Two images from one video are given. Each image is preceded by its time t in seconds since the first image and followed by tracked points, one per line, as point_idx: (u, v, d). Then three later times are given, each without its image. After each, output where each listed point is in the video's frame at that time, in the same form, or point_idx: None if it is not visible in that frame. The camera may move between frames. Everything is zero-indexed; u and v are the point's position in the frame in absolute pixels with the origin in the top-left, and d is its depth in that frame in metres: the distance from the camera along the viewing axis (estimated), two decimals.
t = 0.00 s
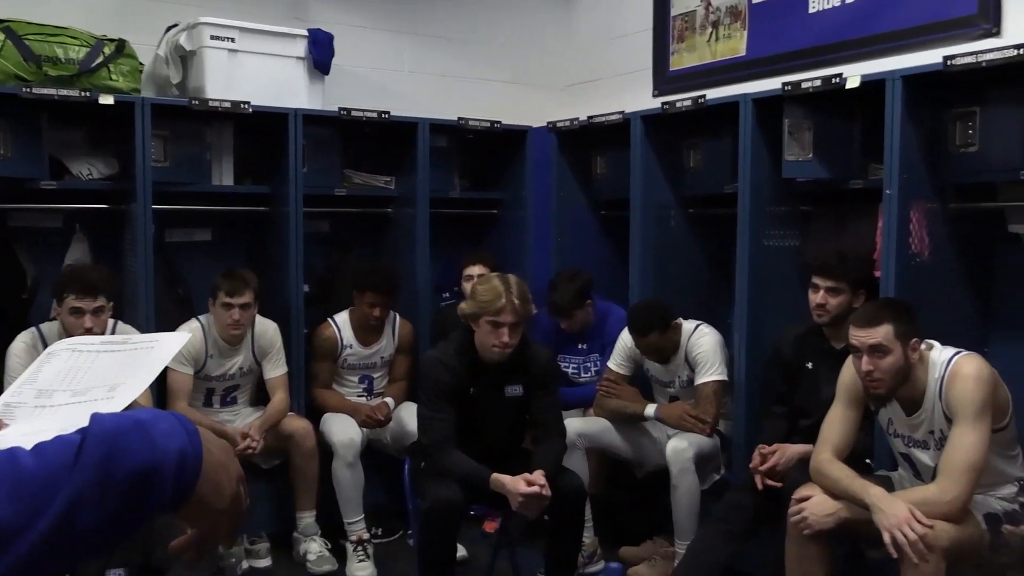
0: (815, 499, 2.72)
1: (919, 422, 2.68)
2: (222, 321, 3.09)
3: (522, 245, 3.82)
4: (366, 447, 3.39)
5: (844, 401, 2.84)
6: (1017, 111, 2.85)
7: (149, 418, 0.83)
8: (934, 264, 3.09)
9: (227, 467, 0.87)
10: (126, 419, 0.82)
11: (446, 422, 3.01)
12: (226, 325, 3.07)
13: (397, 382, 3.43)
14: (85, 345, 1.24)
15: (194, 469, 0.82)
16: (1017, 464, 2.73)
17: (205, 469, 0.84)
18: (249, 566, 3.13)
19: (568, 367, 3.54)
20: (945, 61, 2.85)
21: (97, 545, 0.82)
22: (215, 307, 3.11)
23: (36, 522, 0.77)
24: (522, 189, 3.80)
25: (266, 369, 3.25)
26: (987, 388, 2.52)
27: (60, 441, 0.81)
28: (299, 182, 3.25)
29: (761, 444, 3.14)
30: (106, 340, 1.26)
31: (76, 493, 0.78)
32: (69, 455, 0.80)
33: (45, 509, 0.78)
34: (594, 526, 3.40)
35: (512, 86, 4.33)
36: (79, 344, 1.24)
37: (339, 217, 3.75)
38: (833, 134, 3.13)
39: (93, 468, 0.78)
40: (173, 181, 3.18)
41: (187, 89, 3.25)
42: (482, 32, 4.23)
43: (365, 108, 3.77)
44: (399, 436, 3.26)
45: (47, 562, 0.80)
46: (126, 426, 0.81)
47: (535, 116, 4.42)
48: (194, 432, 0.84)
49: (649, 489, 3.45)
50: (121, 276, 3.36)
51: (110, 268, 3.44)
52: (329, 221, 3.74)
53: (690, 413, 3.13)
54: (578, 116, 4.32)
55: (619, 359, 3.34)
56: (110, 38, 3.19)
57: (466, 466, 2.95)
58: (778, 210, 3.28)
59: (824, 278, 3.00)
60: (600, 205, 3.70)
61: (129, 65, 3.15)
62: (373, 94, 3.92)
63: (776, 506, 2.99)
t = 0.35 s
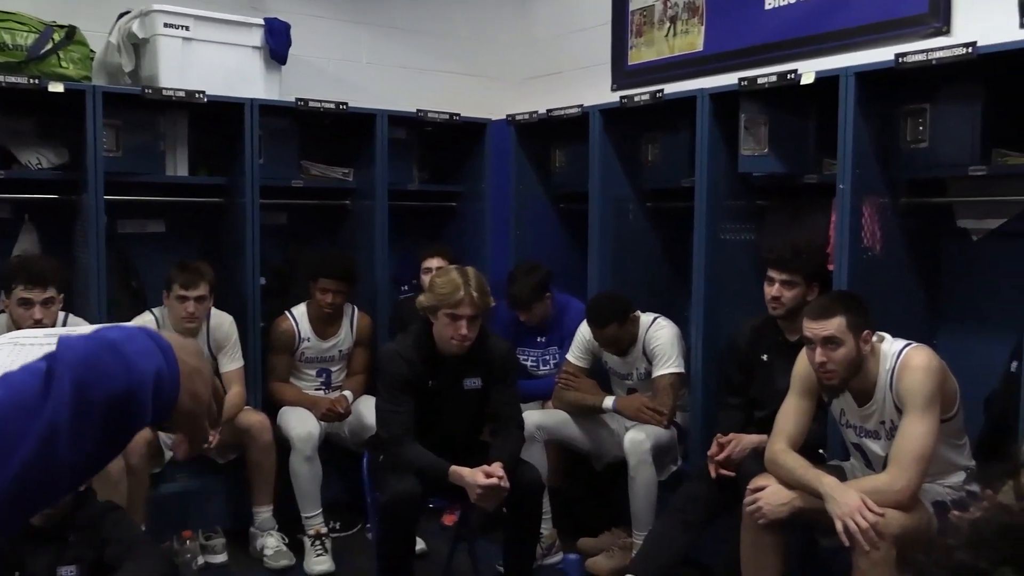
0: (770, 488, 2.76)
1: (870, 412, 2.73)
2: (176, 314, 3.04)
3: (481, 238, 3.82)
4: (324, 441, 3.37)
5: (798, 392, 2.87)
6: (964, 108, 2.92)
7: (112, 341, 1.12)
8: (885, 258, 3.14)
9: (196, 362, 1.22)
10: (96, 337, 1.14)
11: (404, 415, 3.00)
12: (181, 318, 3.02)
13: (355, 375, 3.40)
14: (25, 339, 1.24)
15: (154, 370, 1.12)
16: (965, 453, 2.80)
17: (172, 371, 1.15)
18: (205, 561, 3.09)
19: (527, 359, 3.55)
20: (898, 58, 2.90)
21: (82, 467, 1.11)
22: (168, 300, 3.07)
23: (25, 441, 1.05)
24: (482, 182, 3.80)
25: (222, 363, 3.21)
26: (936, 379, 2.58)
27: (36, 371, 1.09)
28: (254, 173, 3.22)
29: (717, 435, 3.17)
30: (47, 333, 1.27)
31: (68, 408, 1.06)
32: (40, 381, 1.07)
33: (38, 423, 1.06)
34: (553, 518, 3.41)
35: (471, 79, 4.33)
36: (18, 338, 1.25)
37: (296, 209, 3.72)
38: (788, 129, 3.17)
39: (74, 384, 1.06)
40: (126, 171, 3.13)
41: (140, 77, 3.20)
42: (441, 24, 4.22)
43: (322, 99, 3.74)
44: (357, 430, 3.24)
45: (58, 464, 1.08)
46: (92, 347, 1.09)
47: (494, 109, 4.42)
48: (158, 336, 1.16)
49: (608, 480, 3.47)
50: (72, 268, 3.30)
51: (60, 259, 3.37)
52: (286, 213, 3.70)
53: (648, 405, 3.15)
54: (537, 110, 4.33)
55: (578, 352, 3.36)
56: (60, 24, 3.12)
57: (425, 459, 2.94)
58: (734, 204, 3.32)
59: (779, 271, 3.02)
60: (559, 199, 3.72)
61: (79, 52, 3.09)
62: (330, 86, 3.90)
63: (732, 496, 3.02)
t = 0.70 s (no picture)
0: (728, 477, 2.78)
1: (825, 401, 2.77)
2: (131, 309, 2.99)
3: (441, 231, 3.82)
4: (283, 436, 3.34)
5: (755, 383, 2.90)
6: (915, 102, 2.95)
7: (139, 352, 0.68)
8: (840, 249, 3.19)
9: (245, 365, 0.72)
10: (115, 343, 0.69)
11: (364, 408, 2.98)
12: (136, 313, 2.97)
13: (315, 369, 3.38)
14: None
15: (185, 394, 0.70)
16: (916, 441, 2.85)
17: (202, 382, 0.71)
18: (162, 559, 3.05)
19: (487, 353, 3.56)
20: (852, 53, 2.94)
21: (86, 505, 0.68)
22: (123, 294, 3.02)
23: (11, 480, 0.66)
24: (441, 175, 3.80)
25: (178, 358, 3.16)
26: (889, 368, 2.62)
27: (42, 381, 0.69)
28: (211, 165, 3.18)
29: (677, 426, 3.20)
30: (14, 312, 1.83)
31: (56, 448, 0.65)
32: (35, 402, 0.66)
33: (16, 459, 0.65)
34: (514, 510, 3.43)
35: (431, 71, 4.31)
36: None
37: (254, 202, 3.68)
38: (744, 122, 3.20)
39: (71, 421, 0.65)
40: (78, 162, 3.07)
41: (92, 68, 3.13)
42: (400, 16, 4.20)
43: (279, 90, 3.71)
44: (317, 424, 3.22)
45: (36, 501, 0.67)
46: (107, 364, 0.67)
47: (454, 102, 4.42)
48: (183, 355, 0.69)
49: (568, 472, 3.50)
50: (22, 262, 3.23)
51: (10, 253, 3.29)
52: (243, 205, 3.67)
53: (608, 396, 3.17)
54: (497, 103, 4.34)
55: (538, 344, 3.37)
56: (8, 12, 3.04)
57: (385, 452, 2.93)
58: (692, 197, 3.35)
59: (736, 264, 3.05)
60: (519, 192, 3.73)
61: (28, 41, 3.02)
62: (287, 77, 3.86)
63: (691, 486, 3.05)
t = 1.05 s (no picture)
0: (694, 470, 2.80)
1: (789, 394, 2.80)
2: (92, 304, 2.94)
3: (407, 225, 3.81)
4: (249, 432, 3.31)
5: (720, 376, 2.92)
6: (877, 100, 2.99)
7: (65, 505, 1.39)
8: (803, 244, 3.23)
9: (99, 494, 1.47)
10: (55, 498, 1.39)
11: (330, 403, 2.96)
12: (97, 308, 2.92)
13: (281, 365, 3.36)
14: None
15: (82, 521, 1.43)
16: (879, 433, 2.88)
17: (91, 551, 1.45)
18: (125, 558, 3.01)
19: (455, 347, 3.55)
20: (816, 49, 2.97)
21: None
22: (84, 289, 2.96)
23: None
24: (408, 169, 3.79)
25: (141, 354, 3.11)
26: (851, 361, 2.65)
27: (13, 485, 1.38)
28: (174, 157, 3.15)
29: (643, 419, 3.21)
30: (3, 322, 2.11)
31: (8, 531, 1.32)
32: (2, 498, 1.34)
33: None
34: (482, 505, 3.43)
35: (399, 65, 4.30)
36: None
37: (218, 196, 3.65)
38: (711, 118, 3.22)
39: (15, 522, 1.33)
40: (36, 155, 3.01)
41: (51, 58, 3.08)
42: (366, 8, 4.18)
43: (243, 83, 3.68)
44: (283, 420, 3.20)
45: None
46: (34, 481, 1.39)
47: (420, 96, 4.40)
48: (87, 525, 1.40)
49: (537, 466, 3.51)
50: None
51: None
52: (207, 199, 3.63)
53: (576, 391, 3.18)
54: (464, 97, 4.34)
55: (506, 338, 3.37)
56: None
57: (352, 447, 2.91)
58: (659, 192, 3.37)
59: (702, 258, 3.07)
60: (487, 186, 3.73)
61: None
62: (252, 69, 3.83)
63: (658, 479, 3.07)
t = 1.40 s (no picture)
0: (669, 465, 2.81)
1: (763, 389, 2.82)
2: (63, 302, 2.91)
3: (382, 221, 3.81)
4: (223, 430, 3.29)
5: (695, 371, 2.94)
6: (848, 96, 3.02)
7: (58, 288, 0.64)
8: (776, 240, 3.25)
9: (170, 284, 0.68)
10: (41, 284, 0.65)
11: (306, 400, 2.94)
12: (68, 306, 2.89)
13: (255, 363, 3.34)
14: None
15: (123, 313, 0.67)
16: (851, 426, 2.90)
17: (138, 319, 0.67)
18: (97, 558, 2.98)
19: (432, 344, 3.55)
20: (788, 46, 2.99)
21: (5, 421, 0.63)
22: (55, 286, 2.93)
23: None
24: (384, 164, 3.78)
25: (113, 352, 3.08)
26: (824, 355, 2.67)
27: None
28: (146, 153, 3.12)
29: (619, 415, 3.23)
30: None
31: None
32: None
33: None
34: (459, 501, 3.43)
35: (373, 61, 4.28)
36: None
37: (191, 193, 3.63)
38: (686, 114, 3.24)
39: None
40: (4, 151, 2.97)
41: (19, 52, 3.05)
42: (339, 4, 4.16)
43: (215, 78, 3.65)
44: (258, 418, 3.18)
45: None
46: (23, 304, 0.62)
47: (395, 91, 4.39)
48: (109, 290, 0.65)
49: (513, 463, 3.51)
50: None
51: None
52: (180, 196, 3.61)
53: (552, 386, 3.18)
54: (439, 93, 4.33)
55: (483, 335, 3.37)
56: None
57: (327, 444, 2.90)
58: (633, 188, 3.38)
59: (676, 253, 3.08)
60: (462, 182, 3.73)
61: None
62: (225, 65, 3.80)
63: (634, 475, 3.08)
